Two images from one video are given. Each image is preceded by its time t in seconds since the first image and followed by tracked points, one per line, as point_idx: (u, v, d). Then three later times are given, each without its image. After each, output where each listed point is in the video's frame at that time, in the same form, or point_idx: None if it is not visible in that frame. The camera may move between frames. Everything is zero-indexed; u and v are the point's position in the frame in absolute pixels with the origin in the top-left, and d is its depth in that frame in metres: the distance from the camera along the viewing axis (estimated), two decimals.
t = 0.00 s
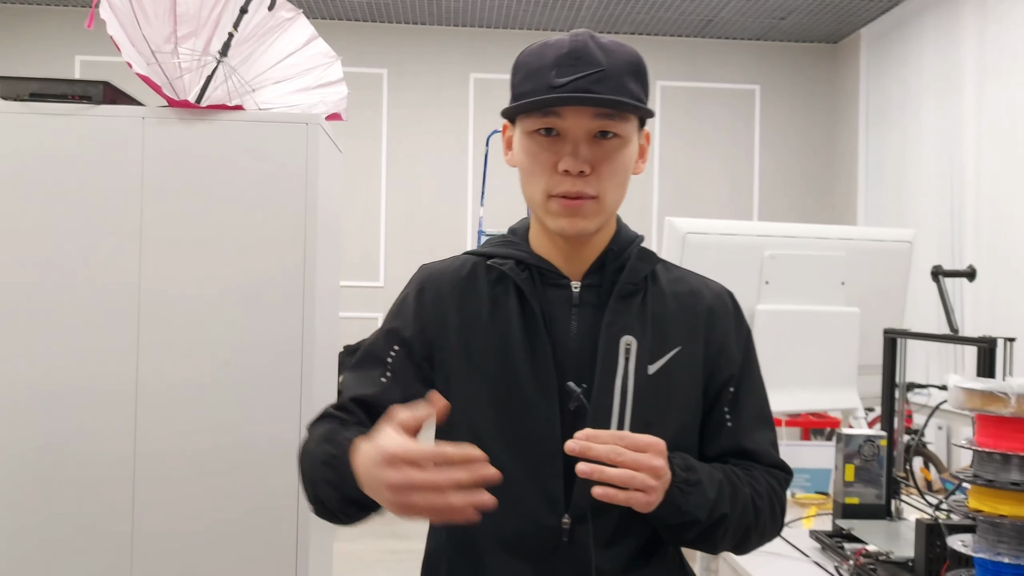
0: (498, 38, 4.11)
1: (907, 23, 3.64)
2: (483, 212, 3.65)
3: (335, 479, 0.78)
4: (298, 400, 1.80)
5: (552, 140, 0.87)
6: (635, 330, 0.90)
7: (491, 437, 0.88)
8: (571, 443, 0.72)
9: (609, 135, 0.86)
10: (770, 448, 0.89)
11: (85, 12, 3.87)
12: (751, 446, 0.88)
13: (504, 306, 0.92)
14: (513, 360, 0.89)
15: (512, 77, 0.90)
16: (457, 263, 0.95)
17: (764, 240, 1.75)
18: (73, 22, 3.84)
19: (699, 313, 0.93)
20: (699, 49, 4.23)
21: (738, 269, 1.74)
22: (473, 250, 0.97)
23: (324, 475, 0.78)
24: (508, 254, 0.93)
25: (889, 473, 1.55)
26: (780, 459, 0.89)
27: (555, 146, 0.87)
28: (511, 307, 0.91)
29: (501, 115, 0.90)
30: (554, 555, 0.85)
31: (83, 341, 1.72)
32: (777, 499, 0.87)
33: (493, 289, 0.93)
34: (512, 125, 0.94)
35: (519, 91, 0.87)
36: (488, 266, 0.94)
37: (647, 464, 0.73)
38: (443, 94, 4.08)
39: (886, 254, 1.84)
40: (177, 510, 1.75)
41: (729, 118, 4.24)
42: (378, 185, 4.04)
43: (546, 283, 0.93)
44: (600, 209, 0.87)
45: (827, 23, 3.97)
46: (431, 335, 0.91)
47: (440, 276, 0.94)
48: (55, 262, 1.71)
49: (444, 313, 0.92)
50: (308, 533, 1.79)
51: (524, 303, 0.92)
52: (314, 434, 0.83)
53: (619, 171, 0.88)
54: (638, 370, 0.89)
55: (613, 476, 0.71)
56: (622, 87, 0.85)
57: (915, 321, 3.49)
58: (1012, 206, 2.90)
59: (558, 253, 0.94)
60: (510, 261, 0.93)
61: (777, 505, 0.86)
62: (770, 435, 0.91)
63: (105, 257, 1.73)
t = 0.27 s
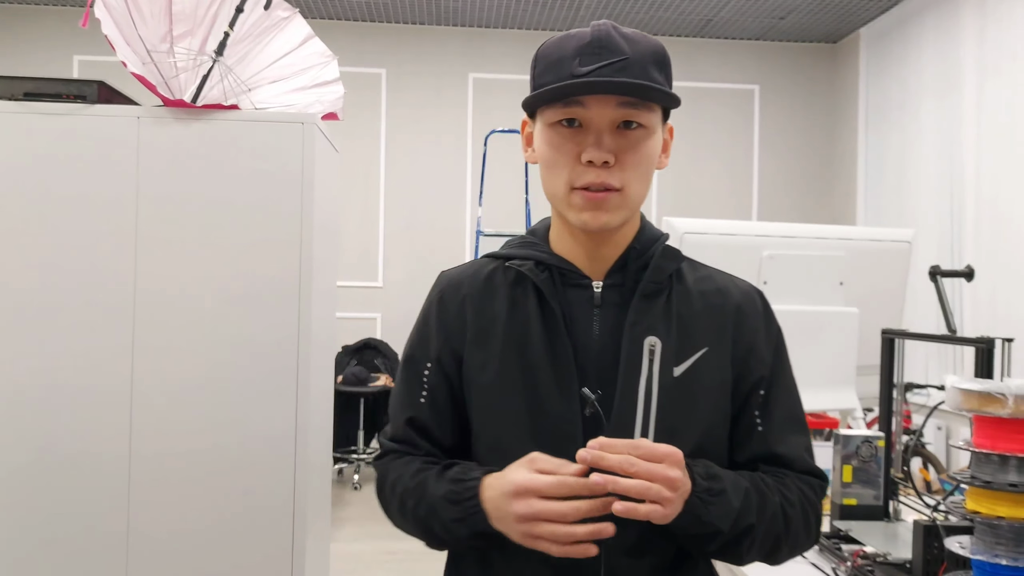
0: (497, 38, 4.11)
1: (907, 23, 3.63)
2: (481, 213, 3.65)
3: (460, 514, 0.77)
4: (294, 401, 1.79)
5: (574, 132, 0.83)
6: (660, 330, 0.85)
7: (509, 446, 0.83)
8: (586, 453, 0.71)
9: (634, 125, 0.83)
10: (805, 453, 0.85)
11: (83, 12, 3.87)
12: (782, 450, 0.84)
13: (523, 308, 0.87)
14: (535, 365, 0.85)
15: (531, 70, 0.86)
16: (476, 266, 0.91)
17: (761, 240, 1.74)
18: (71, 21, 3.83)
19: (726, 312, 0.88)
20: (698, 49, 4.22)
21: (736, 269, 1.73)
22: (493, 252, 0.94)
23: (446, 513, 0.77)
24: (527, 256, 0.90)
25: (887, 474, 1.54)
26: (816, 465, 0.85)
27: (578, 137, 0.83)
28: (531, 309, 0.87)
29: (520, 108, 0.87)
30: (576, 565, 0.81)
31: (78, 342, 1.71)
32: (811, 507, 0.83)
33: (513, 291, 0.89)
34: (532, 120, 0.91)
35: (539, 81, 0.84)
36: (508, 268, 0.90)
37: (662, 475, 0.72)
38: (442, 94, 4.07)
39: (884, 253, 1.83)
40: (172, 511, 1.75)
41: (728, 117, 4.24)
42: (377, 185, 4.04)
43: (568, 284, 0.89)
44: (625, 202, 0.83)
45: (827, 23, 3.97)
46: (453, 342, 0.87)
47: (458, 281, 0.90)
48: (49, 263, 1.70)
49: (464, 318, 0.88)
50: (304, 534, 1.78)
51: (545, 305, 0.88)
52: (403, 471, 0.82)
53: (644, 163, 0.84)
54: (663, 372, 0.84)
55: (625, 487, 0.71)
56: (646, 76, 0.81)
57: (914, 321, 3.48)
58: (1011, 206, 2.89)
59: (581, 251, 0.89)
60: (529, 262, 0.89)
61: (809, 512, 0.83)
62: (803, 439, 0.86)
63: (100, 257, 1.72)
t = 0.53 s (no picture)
0: (496, 37, 4.10)
1: (907, 22, 3.62)
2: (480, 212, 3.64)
3: (476, 505, 0.76)
4: (293, 400, 1.78)
5: (576, 125, 0.82)
6: (670, 326, 0.82)
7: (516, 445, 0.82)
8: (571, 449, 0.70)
9: (637, 115, 0.81)
10: (827, 455, 0.78)
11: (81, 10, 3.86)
12: (801, 452, 0.78)
13: (532, 304, 0.86)
14: (541, 362, 0.83)
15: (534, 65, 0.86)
16: (489, 262, 0.90)
17: (761, 238, 1.74)
18: (69, 20, 3.82)
19: (740, 307, 0.83)
20: (698, 48, 4.21)
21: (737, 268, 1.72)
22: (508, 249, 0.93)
23: (462, 504, 0.77)
24: (539, 251, 0.88)
25: (889, 473, 1.53)
26: (842, 468, 0.79)
27: (580, 130, 0.82)
28: (539, 305, 0.85)
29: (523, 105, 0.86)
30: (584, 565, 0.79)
31: (75, 340, 1.70)
32: (832, 511, 0.77)
33: (523, 287, 0.87)
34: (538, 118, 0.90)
35: (540, 76, 0.83)
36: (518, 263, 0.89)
37: (646, 480, 0.70)
38: (441, 93, 4.07)
39: (884, 252, 1.82)
40: (171, 511, 1.74)
41: (728, 117, 4.23)
42: (376, 184, 4.03)
43: (578, 279, 0.87)
44: (631, 194, 0.81)
45: (827, 22, 3.96)
46: (464, 339, 0.86)
47: (471, 278, 0.89)
48: (46, 260, 1.69)
49: (474, 315, 0.87)
50: (302, 534, 1.77)
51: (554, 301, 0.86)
52: (420, 465, 0.82)
53: (650, 154, 0.82)
54: (670, 370, 0.80)
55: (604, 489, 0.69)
56: (648, 64, 0.80)
57: (914, 320, 3.48)
58: (1012, 206, 2.89)
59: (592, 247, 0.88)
60: (539, 256, 0.88)
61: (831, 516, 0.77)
62: (827, 440, 0.80)
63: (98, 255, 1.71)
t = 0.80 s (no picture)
0: (495, 37, 4.09)
1: (906, 22, 3.62)
2: (478, 212, 3.64)
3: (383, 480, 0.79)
4: (290, 401, 1.78)
5: (547, 131, 0.83)
6: (645, 324, 0.84)
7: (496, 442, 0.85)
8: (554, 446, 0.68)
9: (606, 118, 0.81)
10: (809, 454, 0.80)
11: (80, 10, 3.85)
12: (783, 450, 0.79)
13: (512, 302, 0.89)
14: (516, 357, 0.86)
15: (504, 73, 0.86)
16: (473, 261, 0.94)
17: (760, 238, 1.73)
18: (67, 19, 3.81)
19: (718, 306, 0.85)
20: (697, 48, 4.21)
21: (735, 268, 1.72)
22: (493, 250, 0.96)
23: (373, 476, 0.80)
24: (522, 251, 0.91)
25: (888, 473, 1.53)
26: (824, 467, 0.81)
27: (550, 136, 0.83)
28: (518, 302, 0.88)
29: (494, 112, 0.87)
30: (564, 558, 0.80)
31: (72, 341, 1.70)
32: (814, 510, 0.78)
33: (504, 286, 0.90)
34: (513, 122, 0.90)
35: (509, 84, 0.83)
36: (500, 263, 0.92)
37: (630, 476, 0.68)
38: (440, 93, 4.06)
39: (882, 253, 1.82)
40: (168, 512, 1.73)
41: (727, 117, 4.23)
42: (374, 184, 4.02)
43: (557, 278, 0.90)
44: (604, 197, 0.82)
45: (826, 22, 3.96)
46: (445, 336, 0.91)
47: (454, 276, 0.93)
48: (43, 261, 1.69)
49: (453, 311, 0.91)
50: (300, 536, 1.76)
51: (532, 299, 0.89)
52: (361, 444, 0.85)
53: (621, 155, 0.82)
54: (646, 366, 0.82)
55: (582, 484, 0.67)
56: (613, 67, 0.80)
57: (912, 321, 3.48)
58: (1011, 206, 2.88)
59: (571, 248, 0.89)
60: (519, 257, 0.90)
61: (812, 512, 0.78)
62: (809, 438, 0.81)
63: (95, 255, 1.71)
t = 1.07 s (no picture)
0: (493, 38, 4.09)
1: (905, 23, 3.62)
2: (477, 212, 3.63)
3: (370, 490, 0.82)
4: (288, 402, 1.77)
5: (507, 134, 0.87)
6: (606, 325, 0.87)
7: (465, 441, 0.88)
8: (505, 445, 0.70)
9: (563, 120, 0.86)
10: (764, 449, 0.83)
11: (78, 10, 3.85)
12: (738, 447, 0.83)
13: (478, 307, 0.92)
14: (482, 360, 0.89)
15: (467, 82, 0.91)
16: (441, 267, 0.97)
17: (759, 239, 1.73)
18: (66, 19, 3.81)
19: (676, 306, 0.88)
20: (696, 48, 4.21)
21: (734, 269, 1.72)
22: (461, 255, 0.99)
23: (360, 488, 0.83)
24: (487, 255, 0.94)
25: (888, 475, 1.53)
26: (780, 463, 0.84)
27: (510, 139, 0.87)
28: (483, 306, 0.91)
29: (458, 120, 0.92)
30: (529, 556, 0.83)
31: (70, 341, 1.69)
32: (768, 504, 0.81)
33: (470, 290, 0.93)
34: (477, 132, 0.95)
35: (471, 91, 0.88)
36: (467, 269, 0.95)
37: (577, 478, 0.71)
38: (439, 93, 4.06)
39: (881, 254, 1.82)
40: (165, 513, 1.73)
41: (726, 117, 4.22)
42: (373, 184, 4.02)
43: (521, 282, 0.93)
44: (562, 196, 0.86)
45: (824, 22, 3.96)
46: (414, 340, 0.93)
47: (422, 282, 0.96)
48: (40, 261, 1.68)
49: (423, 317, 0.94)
50: (298, 537, 1.76)
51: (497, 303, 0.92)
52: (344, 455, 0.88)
53: (578, 156, 0.87)
54: (607, 366, 0.85)
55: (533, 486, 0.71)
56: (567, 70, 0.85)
57: (911, 321, 3.48)
58: (1010, 207, 2.88)
59: (534, 251, 0.93)
60: (485, 261, 0.94)
61: (765, 506, 0.81)
62: (764, 434, 0.84)
63: (92, 256, 1.70)
